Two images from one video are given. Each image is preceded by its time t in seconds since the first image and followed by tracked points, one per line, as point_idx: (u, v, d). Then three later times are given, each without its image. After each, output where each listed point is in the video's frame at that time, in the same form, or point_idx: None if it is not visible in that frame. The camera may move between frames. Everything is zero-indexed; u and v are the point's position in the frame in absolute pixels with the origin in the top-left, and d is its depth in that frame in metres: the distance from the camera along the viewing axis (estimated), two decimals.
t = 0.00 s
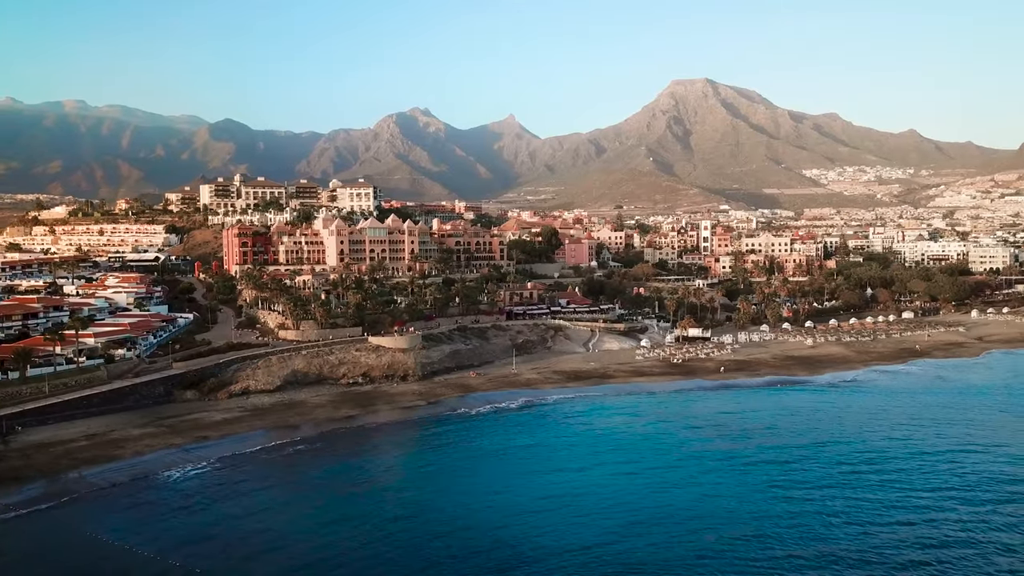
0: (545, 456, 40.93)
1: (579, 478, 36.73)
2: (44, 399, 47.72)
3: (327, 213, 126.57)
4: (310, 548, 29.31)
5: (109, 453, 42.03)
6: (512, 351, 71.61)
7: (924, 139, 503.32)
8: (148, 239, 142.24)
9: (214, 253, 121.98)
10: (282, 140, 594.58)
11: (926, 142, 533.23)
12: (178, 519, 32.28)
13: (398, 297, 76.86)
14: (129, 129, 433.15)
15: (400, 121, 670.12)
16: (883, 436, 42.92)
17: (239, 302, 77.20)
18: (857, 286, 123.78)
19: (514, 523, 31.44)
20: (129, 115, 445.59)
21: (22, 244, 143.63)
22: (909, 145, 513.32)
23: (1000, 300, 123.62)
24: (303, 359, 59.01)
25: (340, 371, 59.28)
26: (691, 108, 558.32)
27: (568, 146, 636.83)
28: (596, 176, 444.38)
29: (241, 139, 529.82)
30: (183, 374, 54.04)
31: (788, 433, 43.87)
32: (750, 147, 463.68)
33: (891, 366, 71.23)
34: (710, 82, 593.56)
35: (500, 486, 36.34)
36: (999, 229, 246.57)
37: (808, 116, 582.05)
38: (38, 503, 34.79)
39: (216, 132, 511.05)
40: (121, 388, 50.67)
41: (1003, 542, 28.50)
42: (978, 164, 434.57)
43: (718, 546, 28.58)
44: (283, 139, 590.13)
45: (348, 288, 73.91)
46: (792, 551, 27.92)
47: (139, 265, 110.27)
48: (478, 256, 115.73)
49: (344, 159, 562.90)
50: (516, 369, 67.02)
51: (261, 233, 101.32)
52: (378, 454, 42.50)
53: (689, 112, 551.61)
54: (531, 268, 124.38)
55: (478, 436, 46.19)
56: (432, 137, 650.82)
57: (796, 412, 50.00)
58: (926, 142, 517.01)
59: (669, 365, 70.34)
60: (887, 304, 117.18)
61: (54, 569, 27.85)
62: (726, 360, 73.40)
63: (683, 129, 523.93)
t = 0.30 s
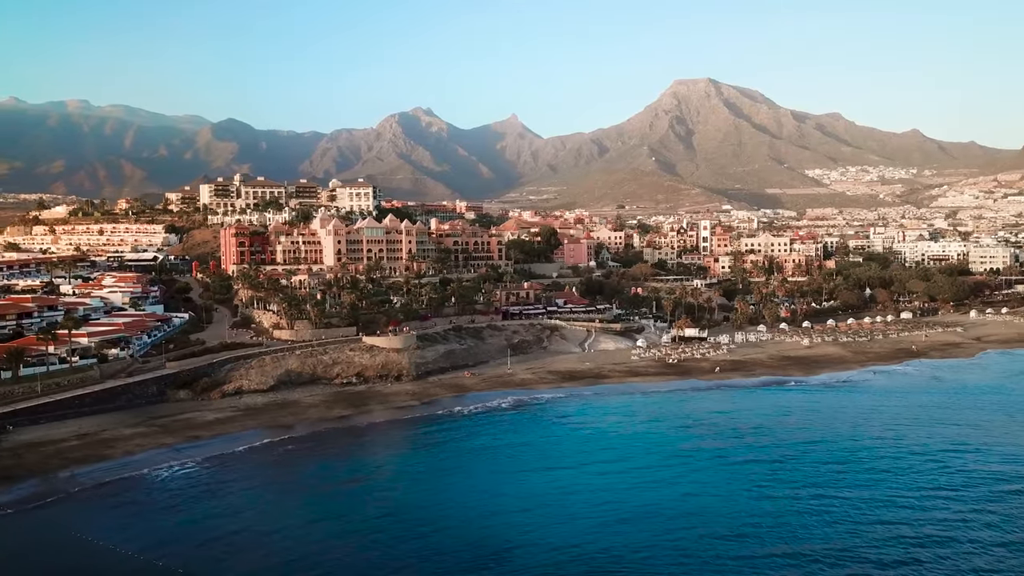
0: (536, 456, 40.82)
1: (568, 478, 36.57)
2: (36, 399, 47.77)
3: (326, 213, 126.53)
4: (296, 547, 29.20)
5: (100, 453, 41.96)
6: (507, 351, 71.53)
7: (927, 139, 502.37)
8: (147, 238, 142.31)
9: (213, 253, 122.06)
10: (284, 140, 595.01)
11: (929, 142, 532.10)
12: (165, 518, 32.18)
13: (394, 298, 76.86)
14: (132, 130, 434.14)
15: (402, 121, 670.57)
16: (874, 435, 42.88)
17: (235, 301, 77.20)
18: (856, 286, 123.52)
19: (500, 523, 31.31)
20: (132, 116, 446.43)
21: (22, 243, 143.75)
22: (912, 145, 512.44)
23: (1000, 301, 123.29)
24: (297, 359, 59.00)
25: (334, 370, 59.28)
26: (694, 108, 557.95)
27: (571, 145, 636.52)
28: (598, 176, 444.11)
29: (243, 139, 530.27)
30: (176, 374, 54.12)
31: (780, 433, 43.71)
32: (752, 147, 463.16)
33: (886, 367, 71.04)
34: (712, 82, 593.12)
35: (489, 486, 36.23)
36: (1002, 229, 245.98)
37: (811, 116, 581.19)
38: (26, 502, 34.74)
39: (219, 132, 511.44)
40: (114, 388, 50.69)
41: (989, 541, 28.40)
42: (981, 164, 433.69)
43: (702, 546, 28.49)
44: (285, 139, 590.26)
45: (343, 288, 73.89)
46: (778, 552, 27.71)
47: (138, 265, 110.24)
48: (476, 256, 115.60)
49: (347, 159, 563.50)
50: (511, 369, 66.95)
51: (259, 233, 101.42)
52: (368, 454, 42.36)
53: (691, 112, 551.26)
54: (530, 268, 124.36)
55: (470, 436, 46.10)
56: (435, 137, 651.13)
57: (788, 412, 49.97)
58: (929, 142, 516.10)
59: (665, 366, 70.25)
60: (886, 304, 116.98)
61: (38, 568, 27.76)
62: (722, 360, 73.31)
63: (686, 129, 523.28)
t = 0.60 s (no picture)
0: (524, 456, 40.72)
1: (555, 478, 36.46)
2: (29, 398, 47.79)
3: (324, 212, 126.49)
4: (280, 547, 29.09)
5: (90, 452, 41.97)
6: (502, 351, 71.49)
7: (930, 138, 501.62)
8: (147, 238, 142.43)
9: (211, 252, 122.12)
10: (286, 139, 595.54)
11: (932, 142, 531.27)
12: (151, 517, 32.12)
13: (389, 297, 76.88)
14: (135, 129, 435.67)
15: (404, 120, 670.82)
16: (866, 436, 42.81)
17: (230, 301, 77.22)
18: (855, 286, 123.36)
19: (484, 523, 31.24)
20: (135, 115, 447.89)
21: (22, 243, 144.03)
22: (915, 145, 511.77)
23: (999, 301, 123.06)
24: (290, 359, 59.01)
25: (328, 370, 59.30)
26: (696, 108, 557.69)
27: (573, 145, 636.41)
28: (600, 176, 443.93)
29: (245, 139, 530.80)
30: (169, 373, 54.11)
31: (771, 433, 43.55)
32: (755, 147, 462.73)
33: (882, 367, 70.89)
34: (715, 82, 592.60)
35: (475, 486, 36.15)
36: (1004, 229, 245.59)
37: (814, 116, 580.57)
38: (13, 501, 34.70)
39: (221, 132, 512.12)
40: (106, 387, 50.75)
41: (973, 542, 28.22)
42: (984, 164, 432.83)
43: (685, 547, 28.29)
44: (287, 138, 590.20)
45: (338, 288, 73.88)
46: (760, 551, 27.60)
47: (136, 264, 110.36)
48: (474, 255, 115.56)
49: (349, 159, 563.99)
50: (505, 369, 66.91)
51: (256, 233, 101.44)
52: (357, 453, 42.33)
53: (693, 112, 550.89)
54: (528, 268, 124.27)
55: (460, 435, 46.02)
56: (437, 137, 651.26)
57: (781, 412, 49.89)
58: (932, 142, 515.32)
59: (660, 366, 70.21)
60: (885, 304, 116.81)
61: (21, 566, 27.71)
62: (718, 360, 73.24)
63: (689, 129, 522.82)
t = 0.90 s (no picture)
0: (511, 456, 40.65)
1: (541, 478, 36.41)
2: (20, 397, 47.85)
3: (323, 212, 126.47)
4: (262, 546, 29.05)
5: (80, 452, 42.01)
6: (497, 351, 71.42)
7: (933, 138, 500.88)
8: (147, 237, 142.57)
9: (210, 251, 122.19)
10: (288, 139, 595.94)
11: (935, 142, 530.31)
12: (136, 516, 32.12)
13: (384, 297, 76.83)
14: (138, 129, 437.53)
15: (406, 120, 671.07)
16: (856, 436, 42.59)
17: (226, 301, 77.20)
18: (854, 286, 123.17)
19: (468, 523, 31.19)
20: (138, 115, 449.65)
21: (22, 243, 144.34)
22: (918, 145, 511.02)
23: (999, 301, 122.80)
24: (284, 358, 58.99)
25: (321, 370, 59.29)
26: (699, 108, 557.47)
27: (576, 146, 636.23)
28: (602, 176, 443.91)
29: (247, 139, 531.42)
30: (162, 373, 54.14)
31: (761, 433, 43.43)
32: (757, 147, 462.30)
33: (878, 367, 70.72)
34: (717, 82, 592.00)
35: (461, 485, 36.08)
36: (1007, 229, 245.12)
37: (817, 116, 579.99)
38: None
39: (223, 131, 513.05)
40: (99, 386, 50.82)
41: (956, 542, 28.06)
42: (988, 163, 432.01)
43: (668, 549, 28.03)
44: (289, 138, 590.61)
45: (333, 288, 73.87)
46: (741, 551, 27.53)
47: (134, 264, 110.52)
48: (473, 255, 115.53)
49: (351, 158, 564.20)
50: (500, 369, 66.87)
51: (253, 233, 101.46)
52: (347, 453, 42.30)
53: (696, 112, 550.41)
54: (526, 268, 124.22)
55: (449, 435, 45.99)
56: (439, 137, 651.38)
57: (772, 412, 49.72)
58: (936, 142, 514.53)
59: (655, 366, 70.17)
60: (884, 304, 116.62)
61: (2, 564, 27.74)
62: (713, 360, 73.16)
63: (691, 129, 522.52)
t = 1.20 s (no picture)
0: (498, 455, 40.68)
1: (528, 478, 36.40)
2: (13, 397, 47.95)
3: (322, 211, 126.54)
4: (246, 545, 29.04)
5: (70, 451, 42.05)
6: (492, 351, 71.39)
7: (937, 139, 500.01)
8: (147, 237, 142.74)
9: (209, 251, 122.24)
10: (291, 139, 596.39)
11: (939, 142, 529.16)
12: (122, 515, 32.14)
13: (380, 297, 76.84)
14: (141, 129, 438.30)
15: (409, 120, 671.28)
16: (846, 437, 42.55)
17: (222, 300, 77.29)
18: (853, 286, 122.92)
19: (451, 521, 31.20)
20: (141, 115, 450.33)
21: (23, 242, 144.65)
22: (922, 145, 510.16)
23: (999, 302, 122.50)
24: (277, 358, 59.03)
25: (315, 370, 59.34)
26: (702, 108, 557.11)
27: (579, 146, 636.10)
28: (604, 176, 443.58)
29: (250, 139, 531.91)
30: (155, 372, 54.19)
31: (750, 434, 43.38)
32: (760, 147, 461.71)
33: (873, 368, 70.62)
34: (721, 82, 591.16)
35: (446, 485, 36.10)
36: (1010, 230, 244.61)
37: (821, 116, 579.31)
38: None
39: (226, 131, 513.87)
40: (92, 386, 50.89)
41: (939, 542, 27.98)
42: (992, 163, 431.01)
43: (650, 549, 27.93)
44: (292, 138, 591.02)
45: (328, 288, 73.88)
46: (721, 550, 27.53)
47: (133, 263, 110.74)
48: (471, 255, 115.51)
49: (355, 158, 564.16)
50: (494, 369, 66.88)
51: (251, 233, 101.55)
52: (336, 452, 42.35)
53: (699, 112, 549.79)
54: (525, 268, 124.21)
55: (439, 436, 46.00)
56: (442, 137, 651.64)
57: (764, 413, 49.69)
58: (940, 142, 513.64)
59: (650, 366, 70.15)
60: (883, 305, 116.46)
61: None
62: (708, 361, 73.12)
63: (695, 129, 522.01)
